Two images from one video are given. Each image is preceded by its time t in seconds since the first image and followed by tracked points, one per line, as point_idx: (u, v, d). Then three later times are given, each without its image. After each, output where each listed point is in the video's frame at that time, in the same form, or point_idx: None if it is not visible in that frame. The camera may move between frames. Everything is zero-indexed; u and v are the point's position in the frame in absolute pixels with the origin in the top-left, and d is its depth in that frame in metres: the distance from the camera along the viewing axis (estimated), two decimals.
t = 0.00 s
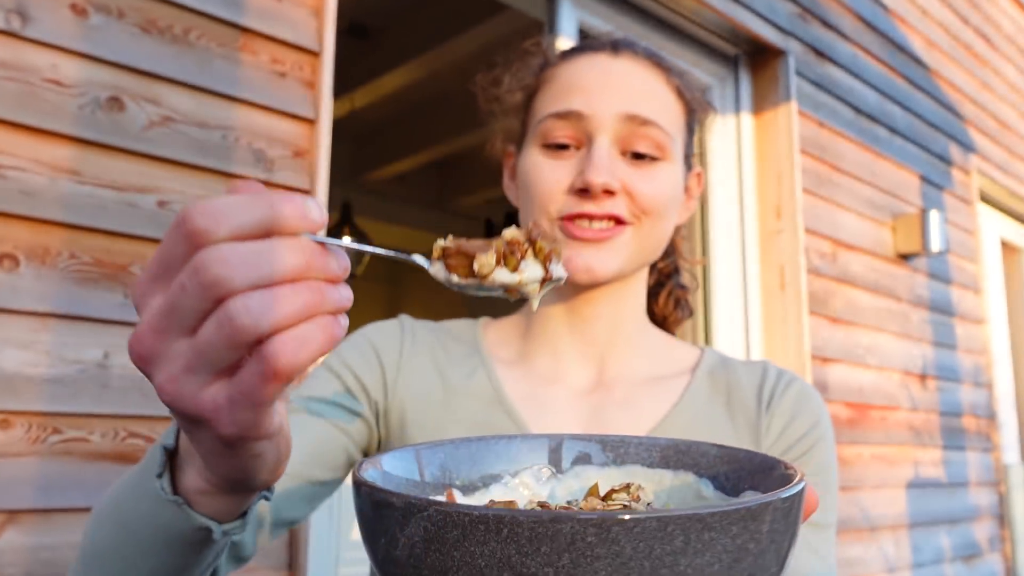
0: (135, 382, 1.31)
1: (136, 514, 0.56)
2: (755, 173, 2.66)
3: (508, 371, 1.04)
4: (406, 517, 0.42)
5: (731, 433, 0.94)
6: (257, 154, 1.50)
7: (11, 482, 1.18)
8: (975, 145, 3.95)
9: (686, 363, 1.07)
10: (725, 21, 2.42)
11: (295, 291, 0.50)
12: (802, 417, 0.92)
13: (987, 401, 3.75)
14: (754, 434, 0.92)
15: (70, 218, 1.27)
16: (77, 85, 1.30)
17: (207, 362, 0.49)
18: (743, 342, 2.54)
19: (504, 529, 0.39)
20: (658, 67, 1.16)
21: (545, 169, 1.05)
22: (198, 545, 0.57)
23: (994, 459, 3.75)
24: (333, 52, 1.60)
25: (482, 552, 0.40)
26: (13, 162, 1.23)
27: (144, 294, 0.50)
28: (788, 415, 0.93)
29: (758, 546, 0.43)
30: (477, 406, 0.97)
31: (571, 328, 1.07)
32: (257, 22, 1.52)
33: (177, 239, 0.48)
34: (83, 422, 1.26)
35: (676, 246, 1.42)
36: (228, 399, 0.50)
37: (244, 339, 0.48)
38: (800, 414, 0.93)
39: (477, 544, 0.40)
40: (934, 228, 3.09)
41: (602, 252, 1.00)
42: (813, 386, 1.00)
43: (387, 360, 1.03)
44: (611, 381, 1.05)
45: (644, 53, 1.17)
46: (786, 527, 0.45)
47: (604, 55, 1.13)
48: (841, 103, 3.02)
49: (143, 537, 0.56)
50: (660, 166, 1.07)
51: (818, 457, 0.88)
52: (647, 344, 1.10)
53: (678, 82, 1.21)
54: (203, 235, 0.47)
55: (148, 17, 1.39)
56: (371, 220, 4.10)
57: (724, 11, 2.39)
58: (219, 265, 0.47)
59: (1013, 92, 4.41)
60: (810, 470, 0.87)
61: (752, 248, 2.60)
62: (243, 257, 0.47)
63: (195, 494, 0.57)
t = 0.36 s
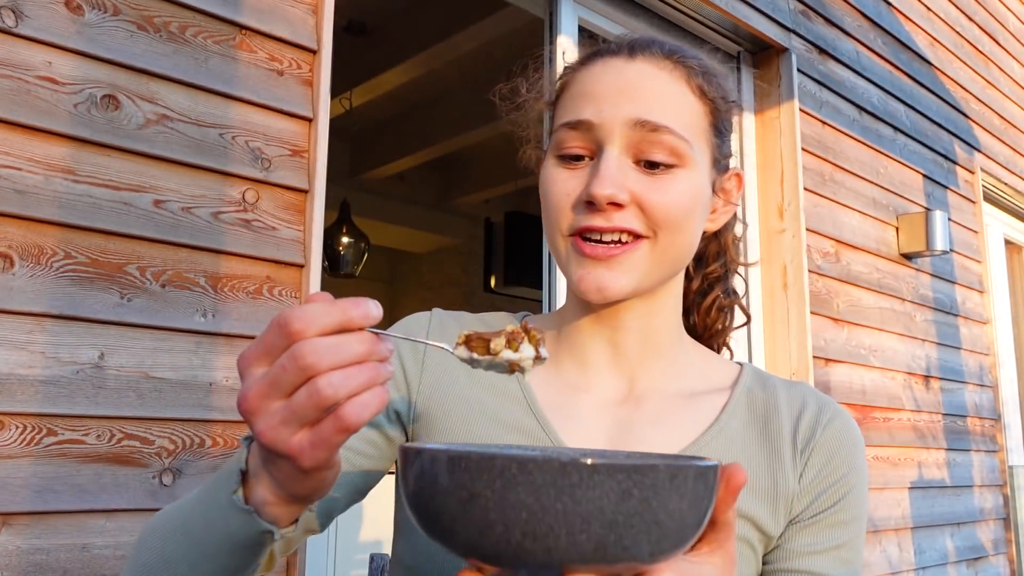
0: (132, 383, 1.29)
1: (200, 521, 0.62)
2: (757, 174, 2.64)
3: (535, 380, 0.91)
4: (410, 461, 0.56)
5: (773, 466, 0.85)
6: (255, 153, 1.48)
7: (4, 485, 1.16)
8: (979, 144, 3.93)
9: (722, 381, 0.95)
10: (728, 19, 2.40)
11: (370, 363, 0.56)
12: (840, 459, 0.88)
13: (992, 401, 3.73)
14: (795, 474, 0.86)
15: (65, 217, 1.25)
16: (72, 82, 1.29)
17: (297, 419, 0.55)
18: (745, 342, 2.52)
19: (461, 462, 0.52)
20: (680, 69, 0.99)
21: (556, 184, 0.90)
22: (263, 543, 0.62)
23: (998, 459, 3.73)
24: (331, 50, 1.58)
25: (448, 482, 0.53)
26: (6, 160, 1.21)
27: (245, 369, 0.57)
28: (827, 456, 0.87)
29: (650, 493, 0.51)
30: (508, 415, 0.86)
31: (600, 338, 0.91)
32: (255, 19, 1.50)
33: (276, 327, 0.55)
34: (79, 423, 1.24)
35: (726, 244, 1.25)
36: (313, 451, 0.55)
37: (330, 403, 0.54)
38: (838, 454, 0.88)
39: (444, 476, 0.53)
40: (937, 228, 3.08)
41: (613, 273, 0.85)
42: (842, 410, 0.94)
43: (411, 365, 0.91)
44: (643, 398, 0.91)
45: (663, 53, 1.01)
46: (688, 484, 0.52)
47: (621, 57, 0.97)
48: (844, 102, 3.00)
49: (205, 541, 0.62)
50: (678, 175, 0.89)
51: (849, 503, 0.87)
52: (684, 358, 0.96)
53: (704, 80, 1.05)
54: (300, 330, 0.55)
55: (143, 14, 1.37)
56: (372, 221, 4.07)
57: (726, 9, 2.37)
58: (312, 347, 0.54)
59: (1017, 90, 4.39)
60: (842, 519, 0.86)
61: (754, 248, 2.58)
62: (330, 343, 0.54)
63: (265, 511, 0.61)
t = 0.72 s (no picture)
0: (131, 383, 1.29)
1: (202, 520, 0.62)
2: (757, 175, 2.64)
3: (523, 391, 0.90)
4: (424, 400, 0.61)
5: (763, 472, 0.87)
6: (255, 153, 1.48)
7: (3, 485, 1.16)
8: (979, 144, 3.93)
9: (712, 383, 0.95)
10: (728, 19, 2.40)
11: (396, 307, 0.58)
12: (827, 460, 0.89)
13: (992, 402, 3.73)
14: (783, 477, 0.87)
15: (64, 217, 1.25)
16: (71, 83, 1.29)
17: (331, 363, 0.56)
18: (745, 342, 2.52)
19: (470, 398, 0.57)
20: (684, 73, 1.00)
21: (562, 177, 0.89)
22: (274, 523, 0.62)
23: (998, 459, 3.73)
24: (331, 49, 1.58)
25: (456, 416, 0.57)
26: (6, 161, 1.21)
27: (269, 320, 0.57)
28: (814, 459, 0.88)
29: (638, 428, 0.55)
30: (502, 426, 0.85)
31: (592, 345, 0.90)
32: (255, 19, 1.50)
33: (305, 276, 0.56)
34: (79, 424, 1.24)
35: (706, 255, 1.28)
36: (347, 392, 0.56)
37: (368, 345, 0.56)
38: (825, 456, 0.89)
39: (454, 410, 0.57)
40: (937, 228, 3.08)
41: (625, 266, 0.84)
42: (830, 411, 0.95)
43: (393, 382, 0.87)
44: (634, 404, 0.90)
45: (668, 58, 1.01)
46: (672, 422, 0.56)
47: (627, 58, 0.97)
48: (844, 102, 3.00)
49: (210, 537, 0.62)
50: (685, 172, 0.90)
51: (841, 502, 0.88)
52: (674, 361, 0.95)
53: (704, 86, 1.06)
54: (332, 278, 0.55)
55: (143, 13, 1.37)
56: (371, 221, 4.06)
57: (726, 9, 2.36)
58: (348, 292, 0.55)
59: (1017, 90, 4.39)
60: (831, 520, 0.87)
61: (754, 247, 2.57)
62: (365, 289, 0.56)
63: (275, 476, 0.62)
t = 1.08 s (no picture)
0: (132, 383, 1.29)
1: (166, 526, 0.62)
2: (757, 175, 2.64)
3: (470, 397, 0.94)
4: (389, 417, 0.60)
5: (712, 465, 0.87)
6: (255, 153, 1.48)
7: (3, 485, 1.16)
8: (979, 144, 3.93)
9: (659, 377, 0.97)
10: (728, 19, 2.40)
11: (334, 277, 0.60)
12: (778, 446, 0.89)
13: (992, 402, 3.73)
14: (733, 467, 0.87)
15: (65, 217, 1.25)
16: (72, 83, 1.29)
17: (272, 333, 0.57)
18: (745, 344, 2.52)
19: (438, 421, 0.56)
20: (562, 69, 1.02)
21: (477, 209, 0.92)
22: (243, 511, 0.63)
23: (998, 459, 3.73)
24: (331, 50, 1.58)
25: (426, 438, 0.57)
26: (6, 160, 1.21)
27: (209, 303, 0.58)
28: (764, 445, 0.89)
29: (611, 444, 0.55)
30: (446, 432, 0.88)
31: (530, 356, 0.94)
32: (255, 19, 1.50)
33: (243, 251, 0.57)
34: (79, 424, 1.24)
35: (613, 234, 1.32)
36: (291, 361, 0.58)
37: (309, 311, 0.57)
38: (776, 442, 0.89)
39: (422, 433, 0.57)
40: (937, 228, 3.08)
41: (560, 286, 0.88)
42: (781, 396, 0.95)
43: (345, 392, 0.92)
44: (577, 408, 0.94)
45: (543, 57, 1.03)
46: (644, 437, 0.56)
47: (505, 72, 0.99)
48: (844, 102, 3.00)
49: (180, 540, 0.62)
50: (593, 172, 0.94)
51: (796, 488, 0.88)
52: (617, 357, 0.98)
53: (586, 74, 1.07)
54: (266, 250, 0.57)
55: (142, 14, 1.37)
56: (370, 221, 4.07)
57: (727, 9, 2.36)
58: (285, 261, 0.57)
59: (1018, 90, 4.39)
60: (785, 506, 0.87)
61: (753, 247, 2.58)
62: (301, 259, 0.58)
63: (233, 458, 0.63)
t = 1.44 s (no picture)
0: (132, 383, 1.29)
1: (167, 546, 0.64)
2: (757, 174, 2.64)
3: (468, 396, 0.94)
4: (391, 409, 0.60)
5: (708, 464, 0.87)
6: (255, 153, 1.48)
7: (4, 484, 1.16)
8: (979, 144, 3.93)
9: (655, 376, 0.97)
10: (727, 19, 2.40)
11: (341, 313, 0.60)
12: (774, 444, 0.89)
13: (991, 401, 3.73)
14: (730, 465, 0.87)
15: (65, 217, 1.26)
16: (72, 83, 1.29)
17: (286, 380, 0.58)
18: (745, 344, 2.52)
19: (436, 416, 0.56)
20: (553, 66, 1.03)
21: (467, 207, 0.93)
22: (248, 540, 0.64)
23: (998, 459, 3.73)
24: (331, 50, 1.58)
25: (425, 431, 0.57)
26: (6, 160, 1.21)
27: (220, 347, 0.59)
28: (760, 443, 0.89)
29: (608, 449, 0.55)
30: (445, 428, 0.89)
31: (527, 353, 0.94)
32: (255, 19, 1.50)
33: (252, 296, 0.57)
34: (79, 423, 1.24)
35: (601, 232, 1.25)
36: (307, 404, 0.58)
37: (321, 354, 0.57)
38: (772, 440, 0.89)
39: (422, 425, 0.57)
40: (937, 228, 3.08)
41: (553, 282, 0.89)
42: (776, 394, 0.95)
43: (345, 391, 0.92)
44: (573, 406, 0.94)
45: (533, 56, 1.04)
46: (640, 442, 0.56)
47: (495, 71, 0.99)
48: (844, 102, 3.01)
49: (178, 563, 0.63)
50: (584, 169, 0.95)
51: (792, 486, 0.88)
52: (617, 359, 0.98)
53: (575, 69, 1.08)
54: (275, 292, 0.57)
55: (142, 14, 1.37)
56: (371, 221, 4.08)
57: (726, 9, 2.37)
58: (294, 303, 0.57)
59: (1017, 90, 4.41)
60: (782, 504, 0.87)
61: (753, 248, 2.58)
62: (309, 298, 0.58)
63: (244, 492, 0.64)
